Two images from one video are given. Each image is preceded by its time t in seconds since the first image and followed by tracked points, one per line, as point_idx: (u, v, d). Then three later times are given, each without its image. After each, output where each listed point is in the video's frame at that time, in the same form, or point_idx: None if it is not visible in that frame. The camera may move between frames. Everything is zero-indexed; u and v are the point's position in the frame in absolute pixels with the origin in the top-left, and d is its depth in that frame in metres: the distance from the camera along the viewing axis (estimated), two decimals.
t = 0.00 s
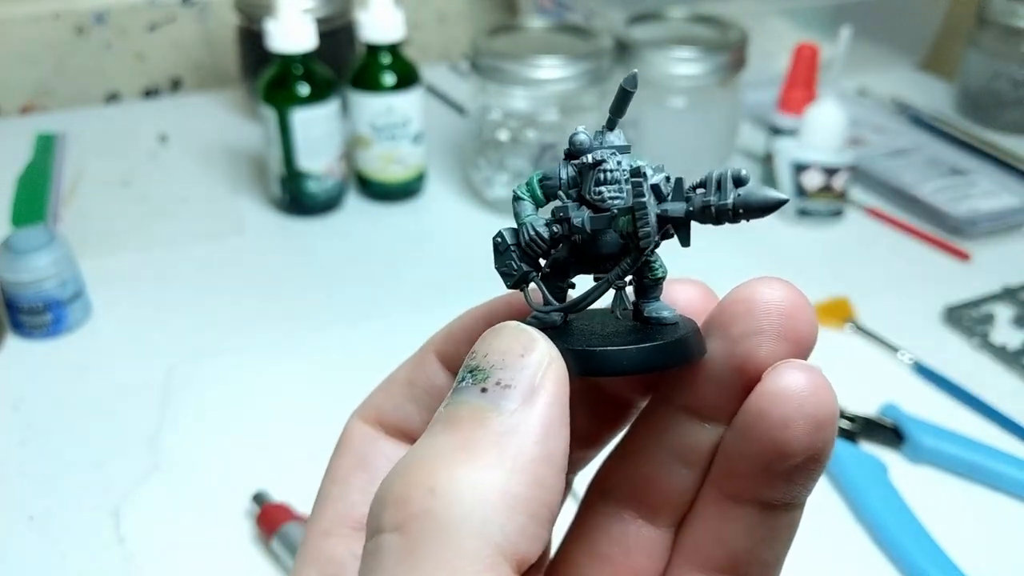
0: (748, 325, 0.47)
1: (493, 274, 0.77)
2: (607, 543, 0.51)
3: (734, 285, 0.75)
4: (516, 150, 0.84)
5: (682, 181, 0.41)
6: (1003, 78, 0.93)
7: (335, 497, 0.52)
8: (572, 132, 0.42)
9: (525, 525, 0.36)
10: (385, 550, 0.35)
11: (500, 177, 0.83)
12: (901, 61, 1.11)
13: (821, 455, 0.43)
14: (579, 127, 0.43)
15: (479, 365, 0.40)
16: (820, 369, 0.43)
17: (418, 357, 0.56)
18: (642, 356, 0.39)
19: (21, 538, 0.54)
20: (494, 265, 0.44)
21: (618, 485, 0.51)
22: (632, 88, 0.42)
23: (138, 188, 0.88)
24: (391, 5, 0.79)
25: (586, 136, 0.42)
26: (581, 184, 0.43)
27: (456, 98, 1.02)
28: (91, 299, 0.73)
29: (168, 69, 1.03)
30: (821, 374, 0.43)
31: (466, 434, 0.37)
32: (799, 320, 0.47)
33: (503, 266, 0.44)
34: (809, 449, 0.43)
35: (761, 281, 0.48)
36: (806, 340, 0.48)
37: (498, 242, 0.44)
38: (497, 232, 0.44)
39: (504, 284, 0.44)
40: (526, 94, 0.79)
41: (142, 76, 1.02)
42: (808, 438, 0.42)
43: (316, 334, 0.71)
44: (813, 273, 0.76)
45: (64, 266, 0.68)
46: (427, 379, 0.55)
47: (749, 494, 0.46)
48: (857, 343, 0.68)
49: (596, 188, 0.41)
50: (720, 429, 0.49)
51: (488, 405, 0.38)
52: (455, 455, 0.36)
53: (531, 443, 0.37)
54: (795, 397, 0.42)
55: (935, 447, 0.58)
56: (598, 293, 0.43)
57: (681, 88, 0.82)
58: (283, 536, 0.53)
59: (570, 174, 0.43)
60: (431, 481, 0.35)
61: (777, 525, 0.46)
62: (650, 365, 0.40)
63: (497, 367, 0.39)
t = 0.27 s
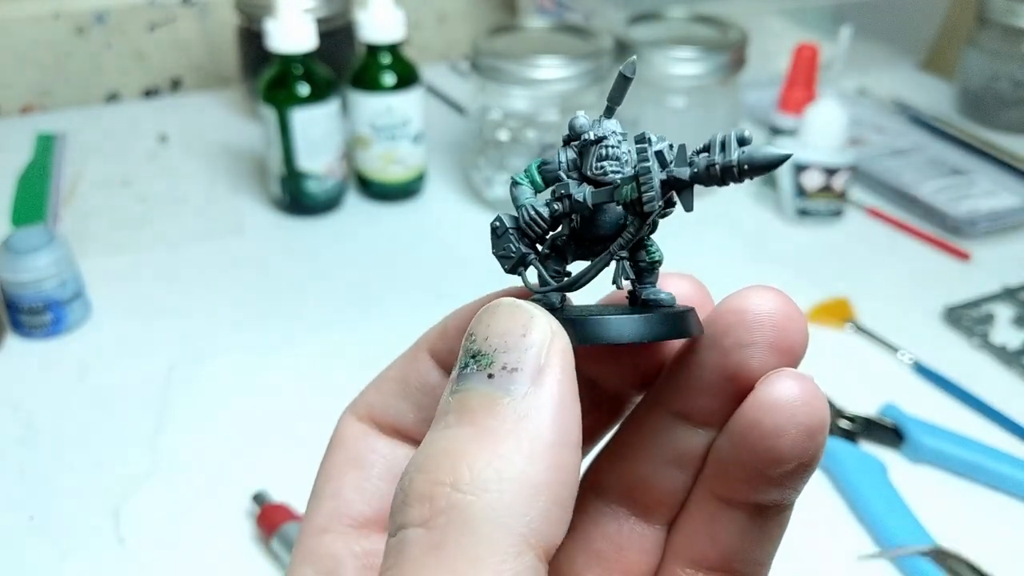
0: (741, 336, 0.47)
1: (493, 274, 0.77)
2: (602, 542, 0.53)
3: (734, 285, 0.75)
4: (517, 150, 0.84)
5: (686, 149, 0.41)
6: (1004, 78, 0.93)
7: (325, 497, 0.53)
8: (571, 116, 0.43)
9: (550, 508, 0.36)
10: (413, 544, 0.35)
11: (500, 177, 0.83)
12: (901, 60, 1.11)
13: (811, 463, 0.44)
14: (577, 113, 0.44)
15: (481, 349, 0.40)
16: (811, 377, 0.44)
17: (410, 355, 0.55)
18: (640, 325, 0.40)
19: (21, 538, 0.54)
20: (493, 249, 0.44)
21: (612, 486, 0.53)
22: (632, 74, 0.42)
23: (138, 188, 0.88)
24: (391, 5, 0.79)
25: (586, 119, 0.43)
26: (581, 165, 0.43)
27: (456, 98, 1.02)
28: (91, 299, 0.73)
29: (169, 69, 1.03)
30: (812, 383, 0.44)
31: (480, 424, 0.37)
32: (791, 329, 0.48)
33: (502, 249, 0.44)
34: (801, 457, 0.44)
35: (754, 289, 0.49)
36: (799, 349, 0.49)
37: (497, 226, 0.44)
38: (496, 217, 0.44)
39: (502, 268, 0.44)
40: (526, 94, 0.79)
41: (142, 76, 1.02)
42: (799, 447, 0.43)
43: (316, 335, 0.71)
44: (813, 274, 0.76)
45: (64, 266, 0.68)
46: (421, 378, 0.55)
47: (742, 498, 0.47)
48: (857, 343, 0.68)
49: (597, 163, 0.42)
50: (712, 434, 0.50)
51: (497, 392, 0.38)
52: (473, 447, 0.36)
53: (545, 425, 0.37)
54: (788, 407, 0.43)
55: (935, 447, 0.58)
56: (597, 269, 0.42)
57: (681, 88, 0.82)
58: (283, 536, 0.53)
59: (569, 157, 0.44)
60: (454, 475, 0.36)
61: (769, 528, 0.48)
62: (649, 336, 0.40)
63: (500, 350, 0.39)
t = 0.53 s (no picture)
0: (728, 344, 0.47)
1: (493, 274, 0.77)
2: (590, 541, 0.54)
3: (734, 285, 0.75)
4: (516, 150, 0.84)
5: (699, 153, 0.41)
6: (1003, 78, 0.93)
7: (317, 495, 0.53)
8: (581, 121, 0.43)
9: (577, 504, 0.37)
10: (449, 543, 0.36)
11: (500, 177, 0.83)
12: (901, 61, 1.11)
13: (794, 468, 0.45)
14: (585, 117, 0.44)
15: (499, 347, 0.39)
16: (796, 387, 0.45)
17: (406, 354, 0.55)
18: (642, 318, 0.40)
19: (21, 538, 0.54)
20: (498, 246, 0.44)
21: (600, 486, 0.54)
22: (640, 86, 0.43)
23: (138, 188, 0.88)
24: (391, 5, 0.79)
25: (596, 124, 0.43)
26: (590, 168, 0.44)
27: (456, 98, 1.02)
28: (91, 299, 0.73)
29: (169, 69, 1.03)
30: (797, 392, 0.45)
31: (505, 423, 0.37)
32: (778, 337, 0.48)
33: (508, 246, 0.43)
34: (785, 464, 0.45)
35: (741, 297, 0.49)
36: (784, 356, 0.49)
37: (504, 223, 0.43)
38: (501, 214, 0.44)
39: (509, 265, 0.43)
40: (525, 94, 0.79)
41: (142, 76, 1.02)
42: (785, 453, 0.44)
43: (316, 334, 0.71)
44: (813, 274, 0.76)
45: (64, 266, 0.68)
46: (418, 378, 0.54)
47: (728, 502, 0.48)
48: (856, 343, 0.68)
49: (612, 166, 0.43)
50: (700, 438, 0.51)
51: (519, 391, 0.38)
52: (500, 445, 0.37)
53: (569, 423, 0.38)
54: (772, 416, 0.44)
55: (934, 447, 0.58)
56: (606, 268, 0.43)
57: (681, 88, 0.82)
58: (283, 536, 0.53)
59: (578, 160, 0.44)
60: (484, 474, 0.36)
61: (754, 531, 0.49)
62: (649, 331, 0.40)
63: (519, 348, 0.38)
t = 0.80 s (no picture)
0: (736, 350, 0.48)
1: (493, 274, 0.77)
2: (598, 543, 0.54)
3: (734, 285, 0.75)
4: (517, 150, 0.85)
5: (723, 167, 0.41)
6: (1003, 78, 0.93)
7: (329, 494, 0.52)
8: (598, 133, 0.43)
9: (614, 504, 0.38)
10: (488, 541, 0.37)
11: (500, 177, 0.84)
12: (901, 61, 1.11)
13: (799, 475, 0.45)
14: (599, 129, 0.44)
15: (536, 349, 0.38)
16: (803, 398, 0.44)
17: (403, 360, 0.55)
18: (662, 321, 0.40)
19: (21, 538, 0.54)
20: (515, 252, 0.42)
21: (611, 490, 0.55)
22: (651, 101, 0.44)
23: (138, 188, 0.88)
24: (391, 5, 0.79)
25: (610, 137, 0.43)
26: (607, 178, 0.43)
27: (456, 98, 1.02)
28: (91, 299, 0.73)
29: (169, 69, 1.03)
30: (803, 402, 0.44)
31: (545, 424, 0.37)
32: (786, 343, 0.48)
33: (525, 252, 0.42)
34: (791, 471, 0.44)
35: (750, 306, 0.48)
36: (791, 364, 0.49)
37: (523, 229, 0.42)
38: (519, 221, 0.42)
39: (529, 271, 0.42)
40: (526, 94, 0.79)
41: (142, 76, 1.02)
42: (789, 460, 0.44)
43: (316, 334, 0.71)
44: (813, 274, 0.76)
45: (64, 266, 0.68)
46: (418, 383, 0.55)
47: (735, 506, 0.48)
48: (856, 342, 0.68)
49: (634, 178, 0.43)
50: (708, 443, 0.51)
51: (557, 393, 0.38)
52: (541, 446, 0.37)
53: (605, 426, 0.38)
54: (777, 424, 0.43)
55: (935, 447, 0.58)
56: (626, 275, 0.42)
57: (681, 88, 0.82)
58: (283, 536, 0.53)
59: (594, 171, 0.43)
60: (525, 475, 0.36)
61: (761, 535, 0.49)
62: (667, 333, 0.40)
63: (557, 352, 0.38)
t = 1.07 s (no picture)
0: (716, 358, 0.49)
1: (493, 274, 0.77)
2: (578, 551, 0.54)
3: (733, 285, 0.75)
4: (516, 150, 0.84)
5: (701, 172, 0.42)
6: (1004, 78, 0.93)
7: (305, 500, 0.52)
8: (572, 136, 0.43)
9: (592, 517, 0.37)
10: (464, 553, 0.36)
11: (500, 178, 0.84)
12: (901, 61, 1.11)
13: (778, 484, 0.45)
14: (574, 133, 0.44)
15: (513, 357, 0.39)
16: (783, 405, 0.45)
17: (376, 363, 0.56)
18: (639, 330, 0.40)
19: (21, 538, 0.54)
20: (491, 256, 0.42)
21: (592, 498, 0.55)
22: (626, 104, 0.44)
23: (138, 188, 0.88)
24: (391, 5, 0.79)
25: (585, 140, 0.44)
26: (581, 183, 0.43)
27: (456, 98, 1.02)
28: (91, 298, 0.73)
29: (169, 69, 1.03)
30: (783, 409, 0.44)
31: (523, 433, 0.37)
32: (763, 350, 0.49)
33: (501, 256, 0.42)
34: (772, 477, 0.44)
35: (728, 312, 0.50)
36: (772, 369, 0.50)
37: (498, 233, 0.42)
38: (494, 224, 0.42)
39: (504, 276, 0.42)
40: (525, 94, 0.79)
41: (142, 76, 1.02)
42: (769, 469, 0.44)
43: (316, 334, 0.71)
44: (813, 274, 0.76)
45: (65, 266, 0.68)
46: (389, 387, 0.55)
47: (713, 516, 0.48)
48: (856, 343, 0.68)
49: (608, 182, 0.43)
50: (688, 450, 0.52)
51: (535, 402, 0.38)
52: (518, 456, 0.37)
53: (583, 436, 0.38)
54: (757, 430, 0.44)
55: (935, 448, 0.58)
56: (603, 281, 0.42)
57: (681, 88, 0.82)
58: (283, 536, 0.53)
59: (568, 174, 0.43)
60: (502, 485, 0.36)
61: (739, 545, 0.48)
62: (644, 340, 0.41)
63: (534, 360, 0.38)
